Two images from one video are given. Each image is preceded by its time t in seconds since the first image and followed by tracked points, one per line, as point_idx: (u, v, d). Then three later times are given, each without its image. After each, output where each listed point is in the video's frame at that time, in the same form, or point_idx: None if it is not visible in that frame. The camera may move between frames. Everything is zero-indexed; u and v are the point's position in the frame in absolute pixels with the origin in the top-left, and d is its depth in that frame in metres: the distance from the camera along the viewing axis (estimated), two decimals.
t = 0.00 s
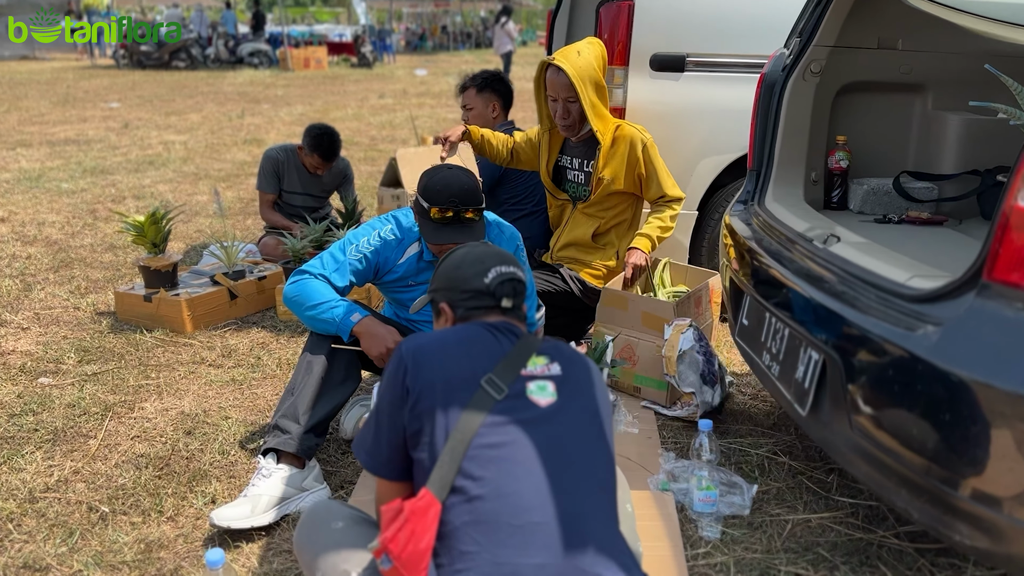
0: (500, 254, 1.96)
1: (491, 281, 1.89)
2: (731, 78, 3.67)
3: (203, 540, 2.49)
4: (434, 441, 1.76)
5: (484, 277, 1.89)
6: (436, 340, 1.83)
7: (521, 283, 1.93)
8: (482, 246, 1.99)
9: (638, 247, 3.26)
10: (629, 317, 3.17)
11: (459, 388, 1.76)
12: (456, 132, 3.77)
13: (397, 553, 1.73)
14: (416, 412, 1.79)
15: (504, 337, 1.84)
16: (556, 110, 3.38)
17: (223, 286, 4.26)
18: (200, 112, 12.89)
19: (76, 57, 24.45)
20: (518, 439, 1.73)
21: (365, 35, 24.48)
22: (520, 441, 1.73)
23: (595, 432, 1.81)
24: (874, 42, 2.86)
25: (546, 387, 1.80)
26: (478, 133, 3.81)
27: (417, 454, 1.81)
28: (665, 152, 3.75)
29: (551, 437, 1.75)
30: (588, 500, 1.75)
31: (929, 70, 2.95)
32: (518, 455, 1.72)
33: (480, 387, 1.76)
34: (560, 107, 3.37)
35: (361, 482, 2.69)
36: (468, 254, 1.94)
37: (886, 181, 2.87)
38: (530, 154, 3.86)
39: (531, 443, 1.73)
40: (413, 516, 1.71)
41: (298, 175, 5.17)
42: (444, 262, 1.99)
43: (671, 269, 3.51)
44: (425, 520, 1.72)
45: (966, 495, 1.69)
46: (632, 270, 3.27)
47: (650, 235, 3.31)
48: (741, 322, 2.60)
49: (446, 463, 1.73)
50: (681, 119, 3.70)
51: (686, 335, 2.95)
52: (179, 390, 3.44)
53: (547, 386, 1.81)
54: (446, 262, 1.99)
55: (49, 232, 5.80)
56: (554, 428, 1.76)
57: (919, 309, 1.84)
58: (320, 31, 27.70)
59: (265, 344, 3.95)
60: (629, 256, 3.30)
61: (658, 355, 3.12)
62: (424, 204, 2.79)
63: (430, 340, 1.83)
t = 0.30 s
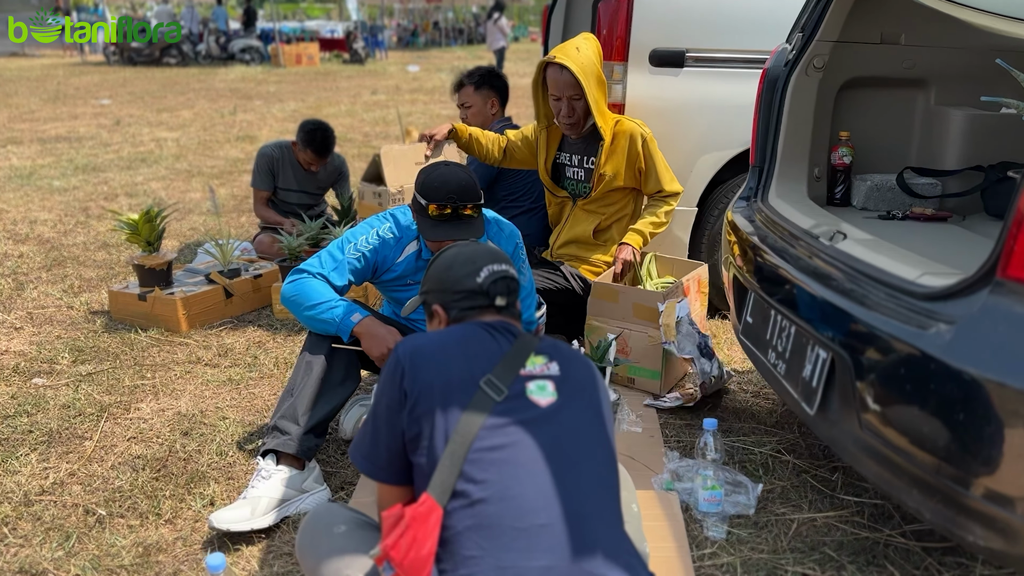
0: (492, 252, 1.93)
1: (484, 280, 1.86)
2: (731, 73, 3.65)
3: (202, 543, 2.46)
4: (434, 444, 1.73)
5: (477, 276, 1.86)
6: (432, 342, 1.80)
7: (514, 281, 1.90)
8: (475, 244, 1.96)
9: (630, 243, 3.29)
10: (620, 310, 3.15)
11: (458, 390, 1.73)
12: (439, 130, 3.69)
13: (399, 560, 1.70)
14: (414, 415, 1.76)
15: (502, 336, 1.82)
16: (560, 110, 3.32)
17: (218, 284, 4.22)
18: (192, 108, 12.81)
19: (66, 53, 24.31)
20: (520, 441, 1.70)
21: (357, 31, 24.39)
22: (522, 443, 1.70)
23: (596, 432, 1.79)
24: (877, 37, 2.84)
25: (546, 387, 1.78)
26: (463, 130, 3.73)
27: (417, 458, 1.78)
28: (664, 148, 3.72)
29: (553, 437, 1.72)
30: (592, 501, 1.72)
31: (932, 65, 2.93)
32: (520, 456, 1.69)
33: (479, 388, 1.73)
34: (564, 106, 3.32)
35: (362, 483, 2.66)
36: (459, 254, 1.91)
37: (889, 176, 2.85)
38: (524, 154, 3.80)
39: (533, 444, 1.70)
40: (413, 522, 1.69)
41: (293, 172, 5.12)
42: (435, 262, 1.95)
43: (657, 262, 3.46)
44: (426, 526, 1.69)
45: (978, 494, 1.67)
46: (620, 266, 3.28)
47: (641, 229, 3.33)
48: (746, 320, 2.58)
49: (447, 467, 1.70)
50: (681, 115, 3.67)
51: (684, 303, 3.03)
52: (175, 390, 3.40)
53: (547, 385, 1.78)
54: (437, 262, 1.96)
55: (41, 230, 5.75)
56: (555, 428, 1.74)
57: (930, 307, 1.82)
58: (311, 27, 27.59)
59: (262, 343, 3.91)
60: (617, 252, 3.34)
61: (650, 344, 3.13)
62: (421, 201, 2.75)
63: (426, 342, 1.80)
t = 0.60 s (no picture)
0: (492, 250, 1.92)
1: (487, 280, 1.85)
2: (731, 69, 3.62)
3: (206, 548, 2.42)
4: (444, 449, 1.70)
5: (479, 276, 1.85)
6: (439, 344, 1.77)
7: (515, 279, 1.89)
8: (474, 244, 1.94)
9: (630, 242, 3.26)
10: (620, 306, 3.10)
11: (468, 394, 1.71)
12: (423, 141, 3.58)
13: (412, 569, 1.65)
14: (423, 420, 1.73)
15: (509, 337, 1.79)
16: (567, 107, 3.28)
17: (214, 283, 4.18)
18: (182, 105, 12.73)
19: (53, 50, 24.13)
20: (532, 443, 1.67)
21: (346, 27, 24.28)
22: (534, 445, 1.67)
23: (607, 433, 1.76)
24: (882, 31, 2.81)
25: (555, 388, 1.75)
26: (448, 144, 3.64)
27: (427, 463, 1.75)
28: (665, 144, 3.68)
29: (566, 439, 1.69)
30: (606, 504, 1.69)
31: (937, 60, 2.90)
32: (533, 459, 1.66)
33: (489, 391, 1.70)
34: (571, 103, 3.28)
35: (366, 485, 2.62)
36: (458, 253, 1.89)
37: (894, 172, 2.83)
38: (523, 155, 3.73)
39: (545, 447, 1.67)
40: (426, 529, 1.64)
41: (287, 170, 5.07)
42: (434, 262, 1.92)
43: (658, 259, 3.39)
44: (440, 532, 1.64)
45: (998, 495, 1.64)
46: (621, 264, 3.23)
47: (642, 228, 3.29)
48: (754, 318, 2.56)
49: (458, 472, 1.66)
50: (682, 112, 3.64)
51: (683, 297, 2.98)
52: (174, 391, 3.36)
53: (557, 386, 1.75)
54: (436, 263, 1.93)
55: (33, 229, 5.69)
56: (567, 429, 1.71)
57: (948, 304, 1.80)
58: (300, 23, 27.44)
59: (260, 342, 3.87)
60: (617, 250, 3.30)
61: (652, 340, 3.07)
62: (421, 197, 2.70)
63: (433, 345, 1.77)
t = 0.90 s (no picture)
0: (499, 249, 1.90)
1: (496, 280, 1.83)
2: (735, 66, 3.60)
3: (213, 552, 2.40)
4: (461, 453, 1.68)
5: (489, 275, 1.83)
6: (451, 347, 1.75)
7: (523, 277, 1.88)
8: (479, 242, 1.91)
9: (637, 240, 3.27)
10: (626, 306, 3.09)
11: (483, 397, 1.69)
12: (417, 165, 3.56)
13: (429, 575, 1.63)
14: (439, 424, 1.71)
15: (522, 338, 1.79)
16: (574, 105, 3.27)
17: (213, 283, 4.14)
18: (174, 103, 12.65)
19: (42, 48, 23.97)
20: (551, 445, 1.66)
21: (337, 24, 24.19)
22: (553, 447, 1.66)
23: (624, 433, 1.75)
24: (889, 28, 2.80)
25: (571, 389, 1.75)
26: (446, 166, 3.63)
27: (443, 468, 1.72)
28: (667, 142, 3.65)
29: (584, 440, 1.69)
30: (626, 505, 1.68)
31: (943, 57, 2.89)
32: (552, 461, 1.64)
33: (506, 393, 1.69)
34: (579, 100, 3.26)
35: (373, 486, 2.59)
36: (465, 251, 1.87)
37: (901, 169, 2.82)
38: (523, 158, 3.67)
39: (564, 449, 1.66)
40: (444, 535, 1.62)
41: (282, 170, 5.03)
42: (440, 261, 1.89)
43: (663, 257, 3.43)
44: (457, 538, 1.63)
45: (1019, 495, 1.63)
46: (629, 262, 3.26)
47: (649, 225, 3.29)
48: (763, 316, 2.54)
49: (477, 477, 1.64)
50: (684, 109, 3.62)
51: (691, 300, 2.97)
52: (175, 393, 3.33)
53: (573, 387, 1.75)
54: (440, 263, 1.90)
55: (27, 229, 5.63)
56: (585, 430, 1.70)
57: (966, 303, 1.79)
58: (290, 20, 27.31)
59: (260, 343, 3.84)
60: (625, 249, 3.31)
61: (658, 340, 3.07)
62: (427, 194, 2.68)
63: (446, 347, 1.75)
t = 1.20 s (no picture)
0: (508, 247, 1.89)
1: (510, 279, 1.81)
2: (742, 61, 3.58)
3: (227, 557, 2.36)
4: (487, 461, 1.65)
5: (502, 276, 1.81)
6: (471, 352, 1.72)
7: (534, 275, 1.87)
8: (486, 242, 1.89)
9: (647, 236, 3.24)
10: (637, 304, 3.06)
11: (507, 402, 1.65)
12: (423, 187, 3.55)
13: None
14: (463, 431, 1.67)
15: (542, 338, 1.76)
16: (585, 102, 3.25)
17: (215, 284, 4.10)
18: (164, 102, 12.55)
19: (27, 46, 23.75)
20: (579, 449, 1.62)
21: (326, 22, 24.07)
22: (583, 450, 1.62)
23: (650, 433, 1.72)
24: (902, 22, 2.78)
25: (596, 390, 1.71)
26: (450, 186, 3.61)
27: (468, 476, 1.69)
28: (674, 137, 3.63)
29: (613, 442, 1.65)
30: (657, 507, 1.65)
31: (956, 51, 2.87)
32: (581, 465, 1.61)
33: (530, 397, 1.65)
34: (590, 98, 3.24)
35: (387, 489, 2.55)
36: (476, 252, 1.85)
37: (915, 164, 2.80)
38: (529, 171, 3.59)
39: (593, 452, 1.63)
40: (473, 544, 1.60)
41: (278, 170, 4.97)
42: (449, 265, 1.87)
43: (671, 254, 3.39)
44: (487, 546, 1.60)
45: None
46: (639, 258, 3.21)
47: (658, 221, 3.27)
48: (780, 313, 2.52)
49: (505, 483, 1.61)
50: (691, 104, 3.59)
51: (703, 296, 2.94)
52: (180, 396, 3.28)
53: (598, 388, 1.71)
54: (451, 266, 1.88)
55: (21, 230, 5.56)
56: (612, 432, 1.67)
57: (997, 299, 1.77)
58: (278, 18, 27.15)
59: (264, 344, 3.80)
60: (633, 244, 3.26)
61: (670, 338, 3.04)
62: (440, 189, 2.66)
63: (465, 353, 1.71)
